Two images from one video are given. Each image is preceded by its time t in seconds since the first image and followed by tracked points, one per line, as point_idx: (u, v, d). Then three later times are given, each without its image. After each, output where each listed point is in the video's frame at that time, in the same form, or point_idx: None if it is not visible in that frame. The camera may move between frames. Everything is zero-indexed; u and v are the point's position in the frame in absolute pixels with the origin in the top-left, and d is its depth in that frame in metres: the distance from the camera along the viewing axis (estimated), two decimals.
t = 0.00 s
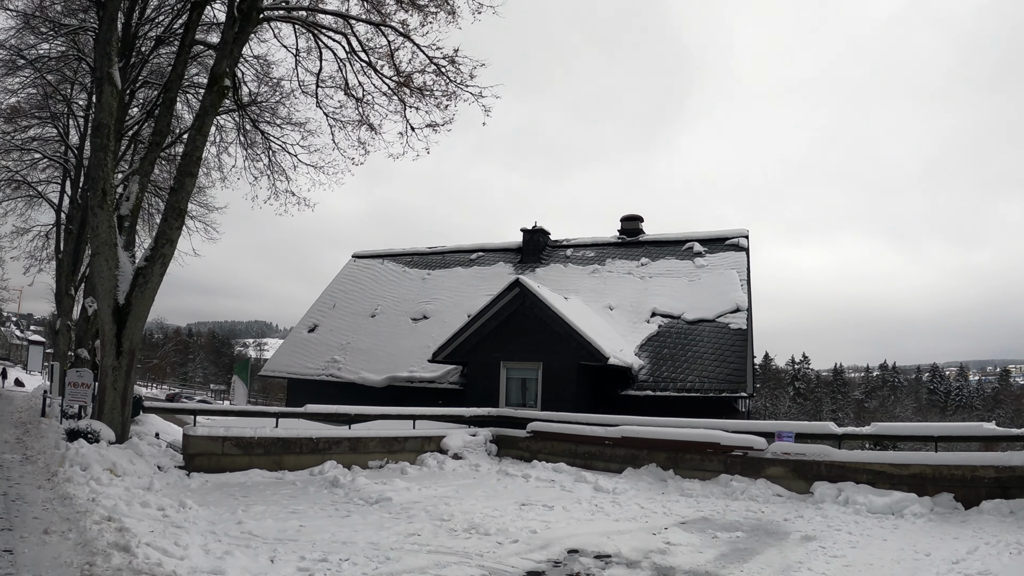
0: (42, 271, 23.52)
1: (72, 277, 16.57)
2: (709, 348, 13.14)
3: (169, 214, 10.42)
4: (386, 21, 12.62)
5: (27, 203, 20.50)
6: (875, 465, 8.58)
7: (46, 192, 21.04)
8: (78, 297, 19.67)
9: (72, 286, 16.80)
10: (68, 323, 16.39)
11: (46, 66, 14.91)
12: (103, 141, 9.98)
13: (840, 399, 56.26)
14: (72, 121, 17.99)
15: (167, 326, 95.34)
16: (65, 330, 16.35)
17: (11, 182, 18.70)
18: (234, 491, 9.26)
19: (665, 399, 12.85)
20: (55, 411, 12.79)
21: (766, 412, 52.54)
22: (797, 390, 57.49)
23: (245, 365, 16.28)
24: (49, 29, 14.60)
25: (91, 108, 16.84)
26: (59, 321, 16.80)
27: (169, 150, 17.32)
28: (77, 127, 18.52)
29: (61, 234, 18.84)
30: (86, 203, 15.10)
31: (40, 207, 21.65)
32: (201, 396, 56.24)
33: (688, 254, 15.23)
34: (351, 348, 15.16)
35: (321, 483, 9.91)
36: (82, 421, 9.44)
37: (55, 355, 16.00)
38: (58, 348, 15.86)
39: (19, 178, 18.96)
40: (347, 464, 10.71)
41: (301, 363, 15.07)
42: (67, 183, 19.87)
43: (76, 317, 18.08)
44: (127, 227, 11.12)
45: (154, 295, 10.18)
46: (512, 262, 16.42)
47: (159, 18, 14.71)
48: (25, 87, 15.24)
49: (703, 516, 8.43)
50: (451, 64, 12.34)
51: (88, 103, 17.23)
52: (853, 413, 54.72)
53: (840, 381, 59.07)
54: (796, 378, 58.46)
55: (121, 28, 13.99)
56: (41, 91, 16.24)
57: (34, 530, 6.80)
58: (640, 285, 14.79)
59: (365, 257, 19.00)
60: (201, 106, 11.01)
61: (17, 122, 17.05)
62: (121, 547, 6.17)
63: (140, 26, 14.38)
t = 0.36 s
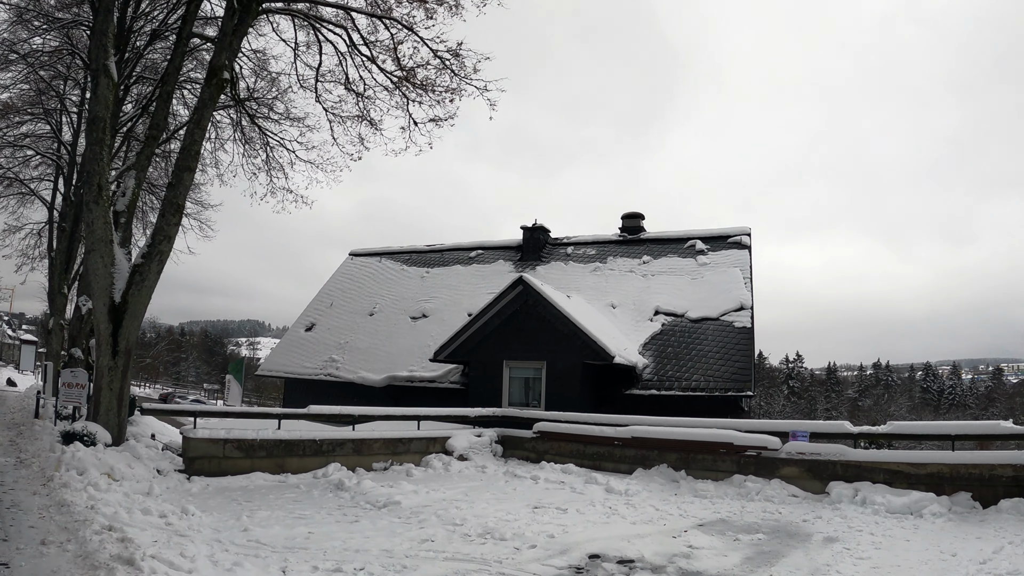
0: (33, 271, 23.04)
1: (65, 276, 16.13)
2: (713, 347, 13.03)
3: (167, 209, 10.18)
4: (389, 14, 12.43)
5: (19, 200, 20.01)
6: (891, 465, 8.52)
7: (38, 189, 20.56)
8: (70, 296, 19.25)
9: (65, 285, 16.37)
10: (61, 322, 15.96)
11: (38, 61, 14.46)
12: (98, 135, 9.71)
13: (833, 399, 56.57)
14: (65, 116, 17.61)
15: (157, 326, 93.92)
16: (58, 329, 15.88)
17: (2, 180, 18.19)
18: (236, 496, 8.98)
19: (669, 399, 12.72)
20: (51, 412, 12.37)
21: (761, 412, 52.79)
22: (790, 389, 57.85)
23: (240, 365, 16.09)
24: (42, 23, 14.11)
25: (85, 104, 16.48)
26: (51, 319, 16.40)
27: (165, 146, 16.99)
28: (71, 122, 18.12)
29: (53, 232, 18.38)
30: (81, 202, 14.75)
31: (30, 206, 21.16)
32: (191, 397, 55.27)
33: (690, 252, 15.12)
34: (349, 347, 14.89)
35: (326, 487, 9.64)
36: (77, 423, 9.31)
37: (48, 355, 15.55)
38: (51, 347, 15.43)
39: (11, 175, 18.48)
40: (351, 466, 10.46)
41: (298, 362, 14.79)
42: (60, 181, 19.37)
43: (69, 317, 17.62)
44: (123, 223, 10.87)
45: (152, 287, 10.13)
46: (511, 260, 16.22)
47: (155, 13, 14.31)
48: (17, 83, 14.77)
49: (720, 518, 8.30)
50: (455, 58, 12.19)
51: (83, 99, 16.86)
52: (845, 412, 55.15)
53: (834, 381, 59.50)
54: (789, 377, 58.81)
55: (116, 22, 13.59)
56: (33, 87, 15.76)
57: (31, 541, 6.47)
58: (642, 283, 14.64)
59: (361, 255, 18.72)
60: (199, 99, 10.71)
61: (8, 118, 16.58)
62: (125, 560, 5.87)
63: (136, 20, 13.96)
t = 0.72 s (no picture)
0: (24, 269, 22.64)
1: (56, 275, 15.78)
2: (714, 347, 12.95)
3: (163, 206, 10.28)
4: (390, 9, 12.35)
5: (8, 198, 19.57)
6: (902, 465, 8.51)
7: (28, 187, 20.16)
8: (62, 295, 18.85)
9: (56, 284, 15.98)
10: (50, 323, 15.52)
11: (29, 56, 14.10)
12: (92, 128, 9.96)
13: (822, 398, 57.13)
14: (57, 112, 17.29)
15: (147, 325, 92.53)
16: (49, 328, 15.37)
17: None
18: (237, 500, 8.89)
19: (670, 399, 12.63)
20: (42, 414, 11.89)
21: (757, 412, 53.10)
22: (782, 389, 58.28)
23: (232, 365, 16.04)
24: (33, 17, 13.73)
25: (77, 101, 16.17)
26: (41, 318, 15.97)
27: (159, 143, 16.69)
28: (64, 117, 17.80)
29: (43, 230, 18.00)
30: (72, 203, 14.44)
31: (21, 203, 20.74)
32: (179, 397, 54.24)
33: (688, 251, 15.04)
34: (345, 346, 14.69)
35: (329, 490, 9.50)
36: (72, 426, 9.44)
37: (39, 353, 14.94)
38: (41, 346, 14.83)
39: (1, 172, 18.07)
40: (353, 469, 10.33)
41: (293, 361, 14.58)
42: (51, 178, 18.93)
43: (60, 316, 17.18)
44: (117, 220, 11.02)
45: (147, 289, 10.19)
46: (508, 259, 16.05)
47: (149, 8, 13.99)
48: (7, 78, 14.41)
49: (733, 520, 8.21)
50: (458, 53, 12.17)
51: (75, 95, 16.56)
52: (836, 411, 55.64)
53: (825, 381, 60.02)
54: (780, 377, 59.26)
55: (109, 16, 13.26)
56: (23, 82, 15.38)
57: (28, 552, 6.14)
58: (641, 282, 14.53)
59: (357, 253, 18.48)
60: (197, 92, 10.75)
61: None
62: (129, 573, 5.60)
63: (129, 15, 13.66)
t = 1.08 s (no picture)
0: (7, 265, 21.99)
1: (40, 270, 15.22)
2: (709, 343, 12.82)
3: (154, 195, 10.44)
4: None
5: None
6: (910, 461, 8.50)
7: (11, 180, 19.53)
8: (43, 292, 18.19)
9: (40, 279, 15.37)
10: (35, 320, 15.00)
11: (14, 44, 13.52)
12: (81, 115, 10.13)
13: (806, 396, 57.91)
14: (42, 103, 16.77)
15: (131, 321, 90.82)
16: (32, 323, 14.74)
17: None
18: (230, 500, 8.75)
19: (667, 396, 12.46)
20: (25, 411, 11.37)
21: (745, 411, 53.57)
22: (767, 388, 58.85)
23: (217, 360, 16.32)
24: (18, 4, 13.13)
25: (63, 92, 15.69)
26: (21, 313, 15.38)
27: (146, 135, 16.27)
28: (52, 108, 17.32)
29: (27, 225, 17.38)
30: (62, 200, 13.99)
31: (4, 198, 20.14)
32: (166, 393, 52.98)
33: (683, 248, 14.89)
34: (335, 342, 14.50)
35: (325, 489, 9.31)
36: (58, 424, 9.65)
37: (21, 349, 14.36)
38: (23, 341, 14.19)
39: None
40: (349, 467, 10.12)
41: (281, 358, 14.38)
42: (35, 172, 18.23)
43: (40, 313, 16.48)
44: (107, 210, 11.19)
45: (134, 281, 10.45)
46: (499, 254, 15.78)
47: None
48: None
49: (742, 518, 8.09)
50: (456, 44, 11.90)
51: (61, 85, 16.05)
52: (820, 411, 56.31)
53: (810, 380, 60.75)
54: (766, 376, 59.86)
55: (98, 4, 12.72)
56: (6, 72, 14.77)
57: (12, 559, 5.72)
58: (635, 278, 14.35)
59: (345, 248, 18.13)
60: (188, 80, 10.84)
61: None
62: None
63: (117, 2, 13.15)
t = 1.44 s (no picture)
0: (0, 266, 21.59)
1: (35, 269, 14.90)
2: (718, 343, 12.70)
3: (154, 191, 10.18)
4: None
5: None
6: (932, 462, 8.43)
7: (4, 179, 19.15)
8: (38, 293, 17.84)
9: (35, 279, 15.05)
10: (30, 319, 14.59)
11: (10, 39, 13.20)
12: (78, 108, 9.88)
13: (801, 395, 58.30)
14: (37, 99, 16.36)
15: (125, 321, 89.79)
16: (27, 323, 14.43)
17: None
18: (238, 508, 8.43)
19: (676, 398, 12.32)
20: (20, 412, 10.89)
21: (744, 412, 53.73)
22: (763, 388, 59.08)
23: (213, 361, 16.14)
24: None
25: (58, 89, 15.31)
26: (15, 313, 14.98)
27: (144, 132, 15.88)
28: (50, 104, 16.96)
29: (20, 224, 17.03)
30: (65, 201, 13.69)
31: None
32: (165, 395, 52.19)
33: (689, 247, 14.76)
34: (336, 342, 14.32)
35: (335, 495, 9.02)
36: (56, 428, 9.49)
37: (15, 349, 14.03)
38: (18, 342, 13.48)
39: None
40: (358, 472, 9.84)
41: (282, 358, 14.22)
42: (29, 170, 17.87)
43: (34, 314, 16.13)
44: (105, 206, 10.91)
45: (134, 279, 10.25)
46: (502, 254, 15.57)
47: None
48: None
49: (767, 522, 7.95)
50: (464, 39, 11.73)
51: (58, 81, 15.66)
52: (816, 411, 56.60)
53: (804, 380, 61.08)
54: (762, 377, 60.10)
55: None
56: None
57: None
58: (641, 278, 14.19)
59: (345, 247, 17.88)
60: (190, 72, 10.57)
61: None
62: None
63: None
